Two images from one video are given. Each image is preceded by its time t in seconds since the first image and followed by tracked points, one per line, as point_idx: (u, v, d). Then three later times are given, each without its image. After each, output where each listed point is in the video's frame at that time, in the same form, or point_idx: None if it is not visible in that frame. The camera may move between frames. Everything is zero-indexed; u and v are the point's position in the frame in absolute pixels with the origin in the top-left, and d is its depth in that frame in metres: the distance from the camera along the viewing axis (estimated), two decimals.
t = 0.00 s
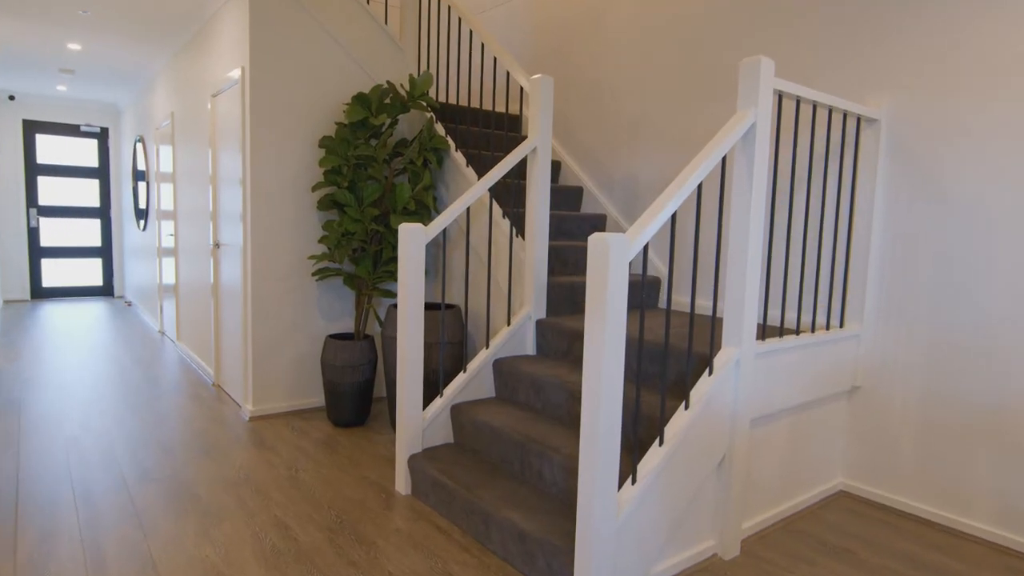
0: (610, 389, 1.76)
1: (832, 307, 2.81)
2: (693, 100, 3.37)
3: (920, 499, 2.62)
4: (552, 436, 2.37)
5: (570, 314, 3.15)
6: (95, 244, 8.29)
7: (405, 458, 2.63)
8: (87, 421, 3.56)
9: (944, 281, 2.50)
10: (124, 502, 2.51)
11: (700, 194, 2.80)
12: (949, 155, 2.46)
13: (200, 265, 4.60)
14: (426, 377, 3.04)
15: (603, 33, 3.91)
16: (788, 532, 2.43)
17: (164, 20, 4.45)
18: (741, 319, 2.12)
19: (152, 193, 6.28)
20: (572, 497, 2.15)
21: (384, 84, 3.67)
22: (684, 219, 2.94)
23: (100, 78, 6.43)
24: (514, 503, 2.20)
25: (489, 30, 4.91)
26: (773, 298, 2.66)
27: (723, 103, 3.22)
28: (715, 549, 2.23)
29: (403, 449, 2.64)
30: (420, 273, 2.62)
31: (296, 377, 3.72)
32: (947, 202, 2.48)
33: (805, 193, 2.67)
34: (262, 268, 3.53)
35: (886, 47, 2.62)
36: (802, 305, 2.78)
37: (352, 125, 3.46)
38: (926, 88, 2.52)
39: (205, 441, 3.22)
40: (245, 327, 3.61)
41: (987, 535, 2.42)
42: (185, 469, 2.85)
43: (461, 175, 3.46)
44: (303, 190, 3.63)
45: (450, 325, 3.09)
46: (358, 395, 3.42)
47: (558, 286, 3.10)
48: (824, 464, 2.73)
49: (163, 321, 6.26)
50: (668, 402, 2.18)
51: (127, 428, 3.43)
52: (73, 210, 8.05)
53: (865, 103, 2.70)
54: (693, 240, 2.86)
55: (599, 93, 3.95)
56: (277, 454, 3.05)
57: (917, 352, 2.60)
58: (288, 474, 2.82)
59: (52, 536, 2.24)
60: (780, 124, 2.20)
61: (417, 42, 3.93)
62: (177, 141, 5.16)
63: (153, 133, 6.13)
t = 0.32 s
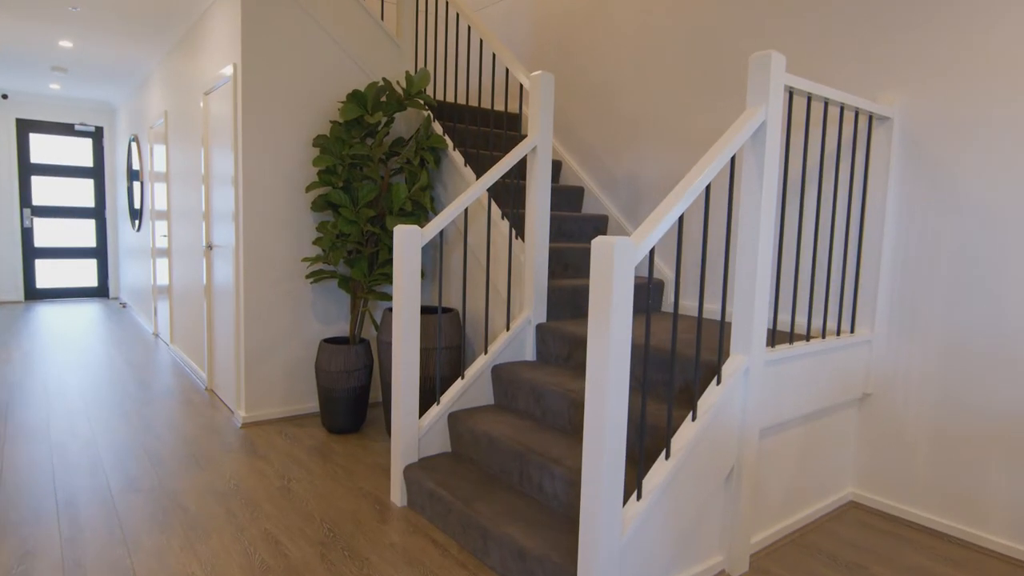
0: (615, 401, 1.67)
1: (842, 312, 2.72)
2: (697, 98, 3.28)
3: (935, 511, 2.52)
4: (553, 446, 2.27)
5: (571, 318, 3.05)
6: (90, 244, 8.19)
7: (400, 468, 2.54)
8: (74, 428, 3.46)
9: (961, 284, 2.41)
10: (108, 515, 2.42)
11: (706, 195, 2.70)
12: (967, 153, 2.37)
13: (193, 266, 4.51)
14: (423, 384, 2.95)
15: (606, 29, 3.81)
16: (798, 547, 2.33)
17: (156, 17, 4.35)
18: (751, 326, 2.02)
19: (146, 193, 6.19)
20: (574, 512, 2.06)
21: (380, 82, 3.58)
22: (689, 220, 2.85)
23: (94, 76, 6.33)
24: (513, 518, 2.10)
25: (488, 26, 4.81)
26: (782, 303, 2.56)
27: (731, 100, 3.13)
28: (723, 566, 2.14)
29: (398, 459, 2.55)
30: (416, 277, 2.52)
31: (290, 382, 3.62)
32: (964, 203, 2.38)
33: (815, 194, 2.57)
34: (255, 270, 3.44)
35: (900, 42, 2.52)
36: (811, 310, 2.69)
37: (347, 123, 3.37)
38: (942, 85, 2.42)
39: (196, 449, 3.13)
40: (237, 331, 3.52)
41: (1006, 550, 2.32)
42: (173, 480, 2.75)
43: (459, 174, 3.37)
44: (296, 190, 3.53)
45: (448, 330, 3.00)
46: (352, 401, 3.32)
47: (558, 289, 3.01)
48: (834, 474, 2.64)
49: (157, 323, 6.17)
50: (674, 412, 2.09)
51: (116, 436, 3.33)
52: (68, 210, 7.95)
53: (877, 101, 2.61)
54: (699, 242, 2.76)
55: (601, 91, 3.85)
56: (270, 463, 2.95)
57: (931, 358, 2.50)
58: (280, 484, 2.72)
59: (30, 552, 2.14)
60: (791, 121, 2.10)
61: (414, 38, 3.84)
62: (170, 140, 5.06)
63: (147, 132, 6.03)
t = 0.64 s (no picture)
0: (620, 416, 1.58)
1: (852, 317, 2.63)
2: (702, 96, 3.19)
3: (949, 523, 2.43)
4: (554, 458, 2.19)
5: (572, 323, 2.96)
6: (84, 245, 8.10)
7: (396, 480, 2.45)
8: (62, 435, 3.37)
9: (978, 289, 2.32)
10: (91, 530, 2.33)
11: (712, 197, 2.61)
12: (984, 153, 2.27)
13: (186, 269, 4.42)
14: (419, 391, 2.86)
15: (607, 26, 3.72)
16: (809, 562, 2.24)
17: (148, 14, 4.26)
18: (762, 334, 1.93)
19: (139, 194, 6.10)
20: (577, 528, 1.97)
21: (376, 80, 3.48)
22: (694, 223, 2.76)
23: (87, 74, 6.23)
24: (513, 534, 2.01)
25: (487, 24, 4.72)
26: (791, 308, 2.47)
27: (737, 99, 3.04)
28: None
29: (394, 470, 2.46)
30: (412, 281, 2.43)
31: (284, 388, 3.53)
32: (980, 205, 2.29)
33: (825, 195, 2.49)
34: (248, 273, 3.35)
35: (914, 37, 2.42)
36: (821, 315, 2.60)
37: (342, 122, 3.28)
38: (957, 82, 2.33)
39: (186, 458, 3.04)
40: (230, 335, 3.43)
41: None
42: (161, 491, 2.66)
43: (457, 175, 3.28)
44: (290, 191, 3.45)
45: (446, 335, 2.91)
46: (348, 408, 3.23)
47: (559, 293, 2.92)
48: (845, 485, 2.55)
49: (151, 326, 6.07)
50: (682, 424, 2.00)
51: (104, 444, 3.24)
52: (62, 211, 7.86)
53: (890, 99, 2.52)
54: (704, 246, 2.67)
55: (604, 89, 3.76)
56: (262, 473, 2.86)
57: (946, 365, 2.42)
58: (271, 496, 2.63)
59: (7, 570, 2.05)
60: (803, 120, 2.01)
61: (412, 35, 3.75)
62: (164, 139, 4.97)
63: (140, 132, 5.94)
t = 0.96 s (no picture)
0: (627, 431, 1.49)
1: (864, 321, 2.54)
2: (708, 94, 3.10)
3: (965, 536, 2.35)
4: (556, 470, 2.10)
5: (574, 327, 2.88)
6: (79, 246, 8.02)
7: (392, 491, 2.37)
8: (50, 441, 3.28)
9: (995, 293, 2.23)
10: (74, 543, 2.24)
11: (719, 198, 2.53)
12: (1002, 153, 2.18)
13: (179, 270, 4.33)
14: (416, 398, 2.78)
15: (610, 22, 3.63)
16: None
17: (140, 10, 4.17)
18: (774, 341, 1.85)
19: (134, 194, 6.01)
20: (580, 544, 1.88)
21: (373, 77, 3.40)
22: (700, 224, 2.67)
23: (81, 73, 6.15)
24: (513, 550, 1.92)
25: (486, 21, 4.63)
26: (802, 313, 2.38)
27: (745, 98, 2.95)
28: None
29: (390, 481, 2.38)
30: (408, 285, 2.35)
31: (278, 393, 3.44)
32: (998, 206, 2.20)
33: (837, 196, 2.40)
34: (240, 275, 3.26)
35: (930, 32, 2.33)
36: (832, 320, 2.51)
37: (338, 121, 3.19)
38: (974, 79, 2.24)
39: (176, 466, 2.95)
40: (222, 339, 3.34)
41: None
42: (148, 502, 2.57)
43: (455, 175, 3.19)
44: (285, 191, 3.36)
45: (443, 340, 2.82)
46: (343, 414, 3.15)
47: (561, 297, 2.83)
48: (857, 496, 2.47)
49: (146, 328, 5.99)
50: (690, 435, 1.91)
51: (93, 450, 3.15)
52: (56, 211, 7.77)
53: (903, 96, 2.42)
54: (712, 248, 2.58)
55: (606, 88, 3.67)
56: (254, 482, 2.78)
57: (962, 373, 2.33)
58: (263, 506, 2.54)
59: None
60: (816, 118, 1.93)
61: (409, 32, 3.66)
62: (157, 139, 4.88)
63: (135, 131, 5.85)
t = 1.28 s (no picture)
0: (637, 446, 1.41)
1: (878, 325, 2.45)
2: (714, 91, 3.01)
3: (984, 549, 2.25)
4: (559, 481, 2.01)
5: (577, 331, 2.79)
6: (74, 246, 7.92)
7: (389, 502, 2.28)
8: (36, 447, 3.20)
9: (1016, 296, 2.14)
10: (56, 556, 2.15)
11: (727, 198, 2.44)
12: None
13: (172, 271, 4.24)
14: (414, 405, 2.68)
15: (612, 17, 3.54)
16: None
17: (132, 6, 4.08)
18: (789, 347, 1.75)
19: (128, 194, 5.92)
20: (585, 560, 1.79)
21: (370, 74, 3.31)
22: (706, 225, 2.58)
23: (74, 71, 6.05)
24: (515, 567, 1.83)
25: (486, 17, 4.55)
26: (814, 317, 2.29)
27: (752, 94, 2.86)
28: None
29: (387, 491, 2.29)
30: (405, 288, 2.26)
31: (273, 398, 3.35)
32: (1019, 205, 2.11)
33: (851, 196, 2.31)
34: (232, 277, 3.17)
35: (946, 23, 2.24)
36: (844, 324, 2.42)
37: (333, 118, 3.10)
38: (994, 73, 2.14)
39: (166, 474, 2.86)
40: (214, 343, 3.25)
41: None
42: (136, 513, 2.48)
43: (454, 173, 3.10)
44: (279, 191, 3.27)
45: (442, 344, 2.74)
46: (339, 420, 3.06)
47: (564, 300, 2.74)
48: (871, 507, 2.38)
49: (140, 330, 5.89)
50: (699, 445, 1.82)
51: (80, 457, 3.07)
52: (51, 211, 7.68)
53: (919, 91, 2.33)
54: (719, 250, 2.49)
55: (609, 85, 3.59)
56: (246, 491, 2.69)
57: (981, 379, 2.24)
58: (255, 518, 2.45)
59: None
60: (832, 113, 1.84)
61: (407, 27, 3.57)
62: (151, 137, 4.79)
63: (129, 130, 5.76)
